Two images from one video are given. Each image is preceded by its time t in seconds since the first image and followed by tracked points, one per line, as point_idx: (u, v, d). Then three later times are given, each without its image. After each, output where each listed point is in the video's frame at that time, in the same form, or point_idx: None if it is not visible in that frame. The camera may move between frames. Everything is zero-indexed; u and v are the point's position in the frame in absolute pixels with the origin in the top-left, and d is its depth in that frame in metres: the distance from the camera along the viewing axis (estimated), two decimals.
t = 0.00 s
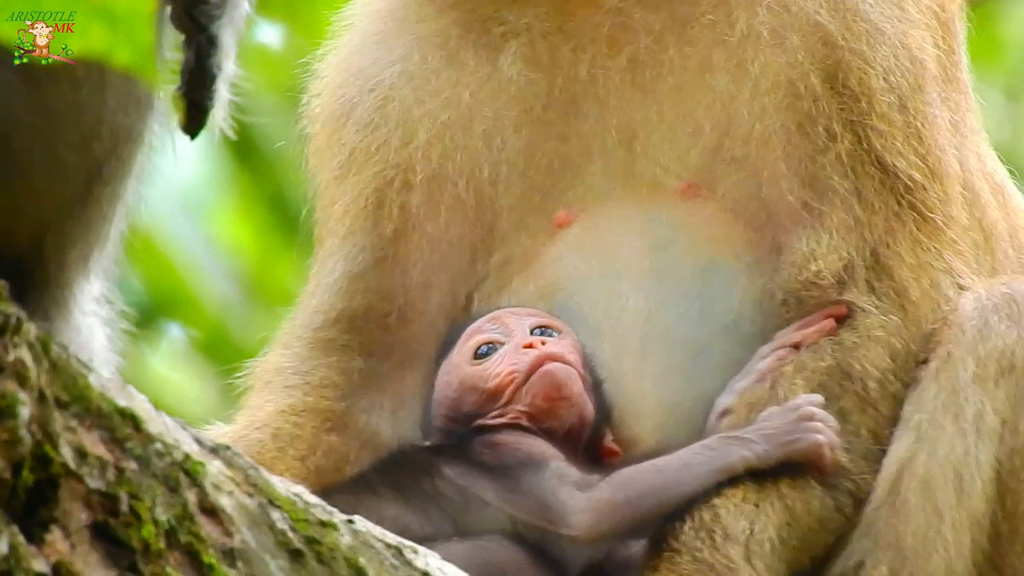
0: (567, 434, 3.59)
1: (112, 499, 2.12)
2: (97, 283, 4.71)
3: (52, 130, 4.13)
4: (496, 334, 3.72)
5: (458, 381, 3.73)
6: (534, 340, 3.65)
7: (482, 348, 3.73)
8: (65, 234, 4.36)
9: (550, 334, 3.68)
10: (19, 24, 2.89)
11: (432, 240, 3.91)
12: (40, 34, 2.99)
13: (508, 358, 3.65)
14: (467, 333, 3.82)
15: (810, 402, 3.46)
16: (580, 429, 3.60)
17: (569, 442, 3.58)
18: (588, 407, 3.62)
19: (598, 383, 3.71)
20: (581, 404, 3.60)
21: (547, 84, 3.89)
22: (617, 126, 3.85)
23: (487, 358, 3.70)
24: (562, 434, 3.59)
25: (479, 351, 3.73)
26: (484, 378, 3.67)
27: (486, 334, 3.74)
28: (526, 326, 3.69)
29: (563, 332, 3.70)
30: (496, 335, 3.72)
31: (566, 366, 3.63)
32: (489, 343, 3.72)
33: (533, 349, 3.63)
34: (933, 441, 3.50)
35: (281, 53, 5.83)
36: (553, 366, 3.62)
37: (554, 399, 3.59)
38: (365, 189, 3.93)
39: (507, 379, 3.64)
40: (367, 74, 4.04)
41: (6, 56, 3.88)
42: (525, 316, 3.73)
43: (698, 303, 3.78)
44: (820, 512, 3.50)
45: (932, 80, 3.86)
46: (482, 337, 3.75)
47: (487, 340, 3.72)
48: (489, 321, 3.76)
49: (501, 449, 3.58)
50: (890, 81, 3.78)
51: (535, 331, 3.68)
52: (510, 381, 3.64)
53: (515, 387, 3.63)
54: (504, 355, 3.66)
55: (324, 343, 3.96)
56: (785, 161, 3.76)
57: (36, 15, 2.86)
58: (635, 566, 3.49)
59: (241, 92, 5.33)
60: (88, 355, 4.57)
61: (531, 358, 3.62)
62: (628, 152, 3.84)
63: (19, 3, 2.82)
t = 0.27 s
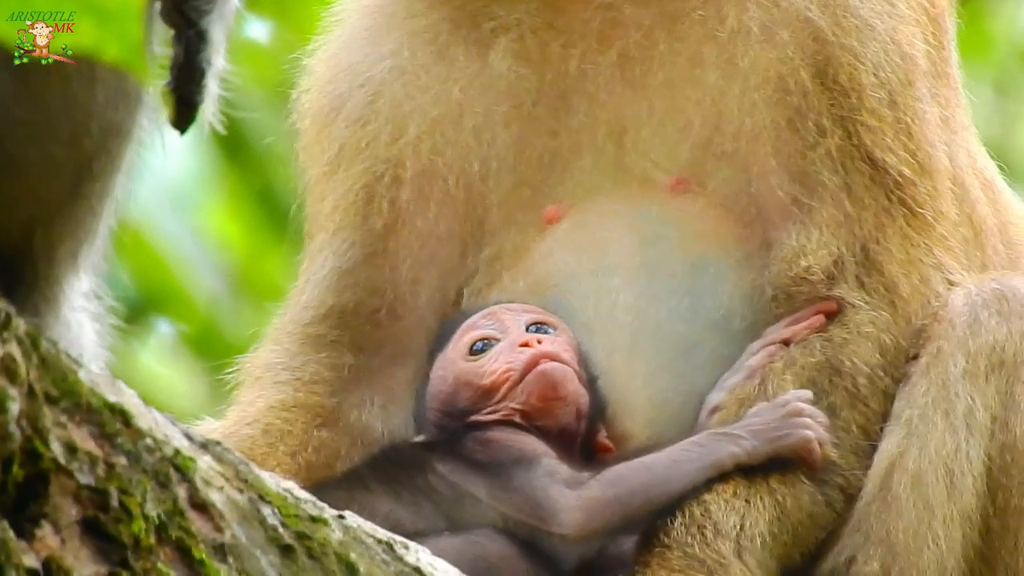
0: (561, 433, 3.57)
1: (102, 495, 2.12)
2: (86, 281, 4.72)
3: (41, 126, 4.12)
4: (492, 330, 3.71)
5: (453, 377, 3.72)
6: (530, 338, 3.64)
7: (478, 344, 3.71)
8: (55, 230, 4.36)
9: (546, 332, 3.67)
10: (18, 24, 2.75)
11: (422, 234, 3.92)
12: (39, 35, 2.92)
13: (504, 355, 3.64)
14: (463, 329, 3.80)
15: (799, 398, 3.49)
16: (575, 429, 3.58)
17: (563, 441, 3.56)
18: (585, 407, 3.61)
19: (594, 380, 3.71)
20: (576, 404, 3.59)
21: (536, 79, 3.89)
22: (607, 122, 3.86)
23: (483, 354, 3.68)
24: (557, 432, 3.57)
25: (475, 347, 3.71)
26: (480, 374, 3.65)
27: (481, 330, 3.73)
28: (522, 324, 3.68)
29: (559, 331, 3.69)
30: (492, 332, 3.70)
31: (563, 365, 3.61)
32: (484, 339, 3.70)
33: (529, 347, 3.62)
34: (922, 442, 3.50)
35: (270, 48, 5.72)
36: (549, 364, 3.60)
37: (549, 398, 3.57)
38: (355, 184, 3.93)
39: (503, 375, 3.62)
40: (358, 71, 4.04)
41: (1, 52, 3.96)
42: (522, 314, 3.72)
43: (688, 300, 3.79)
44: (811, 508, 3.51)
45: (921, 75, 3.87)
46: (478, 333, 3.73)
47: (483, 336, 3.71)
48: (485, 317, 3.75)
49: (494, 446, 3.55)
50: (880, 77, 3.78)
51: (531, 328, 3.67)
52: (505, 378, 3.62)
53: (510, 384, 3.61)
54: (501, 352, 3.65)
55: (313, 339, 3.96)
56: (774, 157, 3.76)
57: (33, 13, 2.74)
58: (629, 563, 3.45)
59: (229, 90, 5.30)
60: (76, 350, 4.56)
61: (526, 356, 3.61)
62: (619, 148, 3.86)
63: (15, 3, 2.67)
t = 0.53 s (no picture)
0: (555, 432, 3.56)
1: (96, 493, 2.11)
2: (79, 278, 4.74)
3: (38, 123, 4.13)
4: (487, 328, 3.69)
5: (449, 374, 3.70)
6: (525, 337, 3.63)
7: (473, 342, 3.69)
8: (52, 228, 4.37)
9: (541, 329, 3.66)
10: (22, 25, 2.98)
11: (416, 232, 3.92)
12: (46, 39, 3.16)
13: (498, 354, 3.62)
14: (458, 325, 3.78)
15: (792, 395, 3.50)
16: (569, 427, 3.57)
17: (558, 441, 3.56)
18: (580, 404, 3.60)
19: (589, 377, 3.70)
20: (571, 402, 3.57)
21: (531, 77, 3.89)
22: (602, 119, 3.86)
23: (478, 352, 3.66)
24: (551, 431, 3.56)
25: (469, 345, 3.69)
26: (474, 372, 3.63)
27: (476, 328, 3.71)
28: (518, 321, 3.66)
29: (555, 328, 3.67)
30: (487, 330, 3.68)
31: (558, 364, 3.59)
32: (480, 337, 3.68)
33: (524, 346, 3.60)
34: (916, 437, 3.51)
35: (264, 46, 5.75)
36: (544, 363, 3.59)
37: (544, 398, 3.55)
38: (350, 182, 3.93)
39: (497, 375, 3.60)
40: (354, 68, 4.03)
41: None
42: (517, 311, 3.70)
43: (683, 298, 3.79)
44: (805, 505, 3.52)
45: (917, 73, 3.86)
46: (473, 330, 3.71)
47: (478, 334, 3.69)
48: (480, 314, 3.73)
49: (488, 444, 3.55)
50: (876, 75, 3.77)
51: (527, 327, 3.65)
52: (499, 377, 3.60)
53: (505, 383, 3.59)
54: (495, 351, 3.63)
55: (308, 337, 3.95)
56: (770, 155, 3.76)
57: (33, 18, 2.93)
58: (622, 561, 3.46)
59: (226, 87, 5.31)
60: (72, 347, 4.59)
61: (522, 355, 3.59)
62: (614, 144, 3.86)
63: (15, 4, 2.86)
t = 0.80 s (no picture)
0: (547, 428, 3.57)
1: (85, 487, 2.13)
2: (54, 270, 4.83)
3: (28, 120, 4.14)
4: (479, 323, 3.69)
5: (441, 369, 3.71)
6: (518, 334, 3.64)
7: (465, 337, 3.69)
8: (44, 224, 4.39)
9: (533, 326, 3.66)
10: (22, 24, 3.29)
11: (406, 228, 3.92)
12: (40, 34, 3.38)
13: (491, 351, 3.64)
14: (450, 318, 3.77)
15: (781, 390, 3.48)
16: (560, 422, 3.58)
17: (550, 437, 3.57)
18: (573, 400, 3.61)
19: (582, 372, 3.72)
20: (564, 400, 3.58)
21: (520, 74, 3.89)
22: (591, 114, 3.86)
23: (471, 348, 3.67)
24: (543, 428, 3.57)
25: (462, 340, 3.69)
26: (468, 368, 3.66)
27: (468, 322, 3.71)
28: (511, 318, 3.67)
29: (547, 325, 3.67)
30: (479, 326, 3.68)
31: (551, 363, 3.61)
32: (472, 332, 3.68)
33: (517, 344, 3.62)
34: (905, 434, 3.51)
35: (253, 41, 5.67)
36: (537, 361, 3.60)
37: (536, 397, 3.57)
38: (340, 178, 3.93)
39: (491, 372, 3.63)
40: (343, 65, 4.03)
41: None
42: (510, 307, 3.70)
43: (672, 294, 3.79)
44: (793, 500, 3.55)
45: (907, 70, 3.87)
46: (465, 325, 3.71)
47: (470, 329, 3.69)
48: (472, 309, 3.72)
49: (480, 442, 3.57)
50: (865, 72, 3.78)
51: (520, 323, 3.66)
52: (493, 374, 3.63)
53: (498, 380, 3.62)
54: (488, 347, 3.64)
55: (297, 333, 3.95)
56: (759, 152, 3.77)
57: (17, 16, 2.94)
58: (610, 556, 3.49)
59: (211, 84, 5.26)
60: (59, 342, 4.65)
61: (515, 353, 3.61)
62: (603, 139, 3.85)
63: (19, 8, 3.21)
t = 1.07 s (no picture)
0: (539, 424, 3.56)
1: (73, 481, 2.11)
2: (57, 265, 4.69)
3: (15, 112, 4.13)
4: (475, 315, 3.68)
5: (434, 361, 3.69)
6: (514, 330, 3.62)
7: (460, 329, 3.68)
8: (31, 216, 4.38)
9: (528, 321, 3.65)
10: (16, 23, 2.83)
11: (394, 219, 3.92)
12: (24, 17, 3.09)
13: (487, 345, 3.62)
14: (444, 309, 3.76)
15: (769, 382, 3.52)
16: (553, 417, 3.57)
17: (542, 432, 3.56)
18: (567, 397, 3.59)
19: (577, 364, 3.71)
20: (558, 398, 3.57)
21: (509, 64, 3.89)
22: (579, 105, 3.86)
23: (465, 341, 3.66)
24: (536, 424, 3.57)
25: (457, 331, 3.68)
26: (461, 361, 3.64)
27: (464, 314, 3.69)
28: (506, 311, 3.66)
29: (543, 319, 3.67)
30: (475, 318, 3.67)
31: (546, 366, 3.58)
32: (467, 324, 3.67)
33: (512, 341, 3.59)
34: (893, 427, 3.52)
35: (238, 30, 5.82)
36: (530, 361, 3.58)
37: (531, 396, 3.55)
38: (328, 169, 3.92)
39: (485, 367, 3.61)
40: (330, 57, 4.02)
41: None
42: (506, 299, 3.69)
43: (661, 286, 3.79)
44: (782, 495, 3.55)
45: (896, 62, 3.86)
46: (461, 317, 3.69)
47: (466, 322, 3.68)
48: (467, 300, 3.71)
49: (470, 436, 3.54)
50: (854, 63, 3.78)
51: (515, 318, 3.65)
52: (486, 371, 3.61)
53: (491, 377, 3.60)
54: (483, 341, 3.63)
55: (286, 323, 3.94)
56: (749, 143, 3.78)
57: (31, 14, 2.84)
58: (599, 551, 3.49)
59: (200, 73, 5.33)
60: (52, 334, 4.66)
61: (509, 352, 3.59)
62: (591, 130, 3.86)
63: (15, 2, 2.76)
